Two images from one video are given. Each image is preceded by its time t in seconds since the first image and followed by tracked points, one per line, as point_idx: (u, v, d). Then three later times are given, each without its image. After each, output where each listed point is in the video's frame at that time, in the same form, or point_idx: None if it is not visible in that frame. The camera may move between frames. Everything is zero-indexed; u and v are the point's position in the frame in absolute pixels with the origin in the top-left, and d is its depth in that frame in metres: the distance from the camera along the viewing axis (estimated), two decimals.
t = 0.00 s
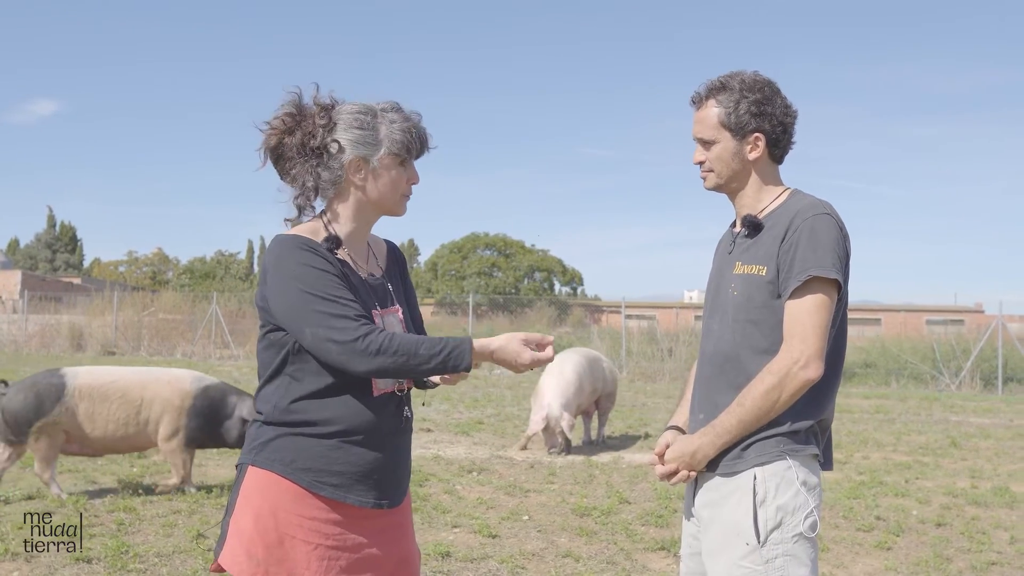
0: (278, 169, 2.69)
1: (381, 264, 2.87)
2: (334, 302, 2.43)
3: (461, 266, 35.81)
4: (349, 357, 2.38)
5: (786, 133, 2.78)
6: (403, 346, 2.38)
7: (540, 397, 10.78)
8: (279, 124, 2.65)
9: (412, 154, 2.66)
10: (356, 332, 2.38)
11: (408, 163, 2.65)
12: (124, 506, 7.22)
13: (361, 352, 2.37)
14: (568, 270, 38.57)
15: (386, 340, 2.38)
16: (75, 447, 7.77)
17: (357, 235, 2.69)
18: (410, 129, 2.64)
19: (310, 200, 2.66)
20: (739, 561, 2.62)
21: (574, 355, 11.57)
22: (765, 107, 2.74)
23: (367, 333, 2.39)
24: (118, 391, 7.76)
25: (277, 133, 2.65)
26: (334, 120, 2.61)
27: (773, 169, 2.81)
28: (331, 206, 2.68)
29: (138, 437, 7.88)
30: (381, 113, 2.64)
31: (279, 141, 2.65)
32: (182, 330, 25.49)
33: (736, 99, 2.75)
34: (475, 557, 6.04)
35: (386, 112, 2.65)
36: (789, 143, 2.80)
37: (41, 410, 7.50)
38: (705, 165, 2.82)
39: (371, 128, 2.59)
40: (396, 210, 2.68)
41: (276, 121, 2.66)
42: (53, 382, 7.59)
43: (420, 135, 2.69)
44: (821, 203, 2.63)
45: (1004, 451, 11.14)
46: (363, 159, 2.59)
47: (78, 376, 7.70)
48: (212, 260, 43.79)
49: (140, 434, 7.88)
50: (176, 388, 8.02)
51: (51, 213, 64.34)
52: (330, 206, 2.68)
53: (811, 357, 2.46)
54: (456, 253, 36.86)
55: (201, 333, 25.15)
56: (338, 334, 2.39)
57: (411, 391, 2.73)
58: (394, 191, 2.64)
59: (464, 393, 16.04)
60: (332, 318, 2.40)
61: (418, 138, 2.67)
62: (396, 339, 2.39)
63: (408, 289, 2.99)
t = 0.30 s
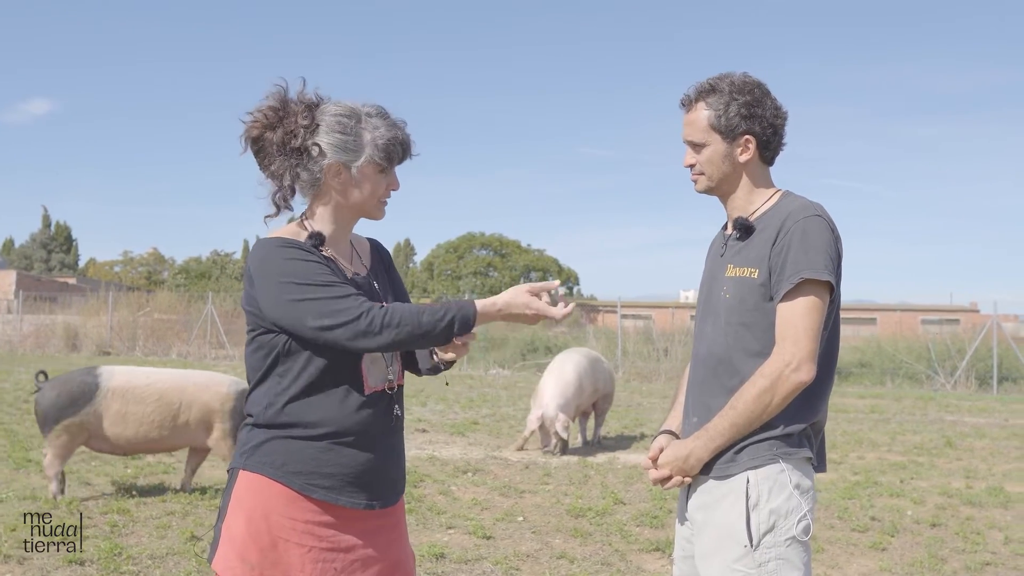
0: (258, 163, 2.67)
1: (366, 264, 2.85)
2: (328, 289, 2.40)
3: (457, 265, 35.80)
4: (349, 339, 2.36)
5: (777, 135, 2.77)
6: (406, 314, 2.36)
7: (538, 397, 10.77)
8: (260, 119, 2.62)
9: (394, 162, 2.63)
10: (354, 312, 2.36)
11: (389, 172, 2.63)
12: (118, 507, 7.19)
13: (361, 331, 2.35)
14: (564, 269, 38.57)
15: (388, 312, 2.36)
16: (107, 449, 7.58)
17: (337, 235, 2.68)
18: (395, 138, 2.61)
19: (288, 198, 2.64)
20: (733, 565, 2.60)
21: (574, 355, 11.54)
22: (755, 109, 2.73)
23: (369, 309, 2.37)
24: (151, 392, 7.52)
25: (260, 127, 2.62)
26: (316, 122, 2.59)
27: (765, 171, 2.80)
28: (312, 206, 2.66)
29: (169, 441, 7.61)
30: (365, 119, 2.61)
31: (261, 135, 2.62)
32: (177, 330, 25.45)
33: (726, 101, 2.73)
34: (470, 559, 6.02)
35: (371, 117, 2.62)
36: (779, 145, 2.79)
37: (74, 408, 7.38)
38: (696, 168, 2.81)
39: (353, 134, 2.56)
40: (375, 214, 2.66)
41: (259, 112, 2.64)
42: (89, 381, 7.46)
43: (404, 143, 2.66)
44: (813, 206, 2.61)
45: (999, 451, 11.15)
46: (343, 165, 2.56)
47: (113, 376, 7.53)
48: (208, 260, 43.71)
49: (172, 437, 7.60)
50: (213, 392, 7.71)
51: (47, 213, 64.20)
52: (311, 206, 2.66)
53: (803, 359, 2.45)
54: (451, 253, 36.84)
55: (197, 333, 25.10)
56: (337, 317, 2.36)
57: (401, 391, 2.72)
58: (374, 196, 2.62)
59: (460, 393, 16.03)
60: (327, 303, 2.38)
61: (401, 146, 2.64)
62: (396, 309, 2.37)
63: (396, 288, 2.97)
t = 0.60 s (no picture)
0: (245, 176, 2.66)
1: (363, 265, 2.83)
2: (319, 306, 2.40)
3: (453, 266, 35.77)
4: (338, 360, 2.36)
5: (771, 135, 2.76)
6: (392, 346, 2.37)
7: (533, 398, 10.79)
8: (241, 129, 2.61)
9: (380, 147, 2.63)
10: (344, 335, 2.36)
11: (376, 157, 2.62)
12: (114, 509, 7.17)
13: (348, 355, 2.35)
14: (561, 270, 38.58)
15: (377, 341, 2.37)
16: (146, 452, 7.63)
17: (334, 234, 2.66)
18: (376, 121, 2.61)
19: (282, 203, 2.64)
20: (728, 566, 2.60)
21: (571, 356, 11.55)
22: (749, 110, 2.72)
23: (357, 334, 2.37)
24: (187, 393, 7.59)
25: (241, 138, 2.61)
26: (296, 121, 2.59)
27: (758, 172, 2.79)
28: (305, 208, 2.65)
29: (207, 440, 7.66)
30: (344, 108, 2.61)
31: (243, 146, 2.61)
32: (174, 330, 25.38)
33: (720, 102, 2.72)
34: (466, 560, 6.02)
35: (349, 107, 2.62)
36: (773, 146, 2.79)
37: (110, 413, 7.41)
38: (690, 170, 2.81)
39: (335, 126, 2.56)
40: (371, 205, 2.65)
41: (239, 127, 2.63)
42: (123, 387, 7.50)
43: (387, 127, 2.66)
44: (807, 206, 2.61)
45: (995, 452, 11.16)
46: (330, 157, 2.55)
47: (146, 381, 7.57)
48: (204, 261, 43.61)
49: (211, 436, 7.65)
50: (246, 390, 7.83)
51: (43, 213, 64.03)
52: (304, 208, 2.65)
53: (798, 360, 2.45)
54: (448, 253, 36.81)
55: (193, 334, 25.04)
56: (326, 338, 2.36)
57: (398, 392, 2.70)
58: (365, 186, 2.61)
59: (456, 394, 16.01)
60: (317, 321, 2.38)
61: (384, 130, 2.64)
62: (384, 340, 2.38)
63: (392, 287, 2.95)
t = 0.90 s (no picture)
0: (235, 185, 2.69)
1: (357, 261, 2.82)
2: (298, 304, 2.39)
3: (451, 266, 35.76)
4: (307, 361, 2.33)
5: (768, 134, 2.77)
6: (363, 353, 2.36)
7: (529, 399, 10.79)
8: (228, 136, 2.64)
9: (364, 136, 2.64)
10: (317, 335, 2.35)
11: (361, 146, 2.63)
12: (112, 508, 7.16)
13: (319, 355, 2.32)
14: (559, 270, 38.59)
15: (352, 344, 2.36)
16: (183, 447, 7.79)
17: (327, 231, 2.65)
18: (357, 112, 2.63)
19: (273, 206, 2.65)
20: (726, 564, 2.59)
21: (564, 356, 11.56)
22: (746, 108, 2.73)
23: (332, 335, 2.36)
24: (226, 391, 7.75)
25: (229, 146, 2.65)
26: (281, 119, 2.62)
27: (756, 170, 2.79)
28: (295, 206, 2.64)
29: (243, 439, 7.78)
30: (326, 103, 2.63)
31: (232, 154, 2.65)
32: (171, 331, 25.34)
33: (717, 101, 2.72)
34: (463, 559, 6.01)
35: (331, 100, 2.64)
36: (771, 144, 2.79)
37: (151, 406, 7.61)
38: (687, 169, 2.80)
39: (317, 118, 2.58)
40: (361, 196, 2.63)
41: (226, 138, 2.66)
42: (166, 381, 7.72)
43: (369, 118, 2.67)
44: (805, 205, 2.61)
45: (992, 451, 11.17)
46: (314, 149, 2.56)
47: (188, 377, 7.76)
48: (202, 261, 43.55)
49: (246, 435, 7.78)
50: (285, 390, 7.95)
51: (41, 213, 63.93)
52: (294, 207, 2.65)
53: (795, 359, 2.45)
54: (446, 253, 36.77)
55: (191, 334, 25.01)
56: (301, 336, 2.35)
57: (396, 390, 2.69)
58: (352, 176, 2.60)
59: (454, 394, 16.01)
60: (293, 319, 2.37)
61: (366, 120, 2.65)
62: (355, 346, 2.36)
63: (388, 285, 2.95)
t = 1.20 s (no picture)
0: (227, 183, 2.69)
1: (348, 257, 2.81)
2: (309, 292, 2.39)
3: (449, 265, 35.75)
4: (324, 345, 2.32)
5: (768, 131, 2.76)
6: (377, 337, 2.38)
7: (527, 397, 10.78)
8: (221, 135, 2.64)
9: (355, 131, 2.63)
10: (333, 321, 2.34)
11: (353, 142, 2.62)
12: (110, 508, 7.15)
13: (335, 339, 2.32)
14: (557, 270, 38.58)
15: (365, 329, 2.37)
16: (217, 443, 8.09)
17: (321, 227, 2.65)
18: (348, 108, 2.62)
19: (267, 206, 2.66)
20: (725, 562, 2.59)
21: (562, 354, 11.56)
22: (746, 105, 2.72)
23: (345, 319, 2.36)
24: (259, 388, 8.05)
25: (222, 145, 2.64)
26: (272, 118, 2.61)
27: (756, 167, 2.79)
28: (287, 203, 2.64)
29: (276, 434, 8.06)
30: (317, 99, 2.62)
31: (224, 153, 2.64)
32: (170, 330, 25.31)
33: (716, 97, 2.72)
34: (462, 558, 6.00)
35: (321, 97, 2.63)
36: (770, 142, 2.79)
37: (188, 404, 7.78)
38: (687, 166, 2.80)
39: (308, 115, 2.57)
40: (353, 193, 2.62)
41: (219, 137, 2.66)
42: (201, 381, 7.90)
43: (359, 114, 2.66)
44: (804, 201, 2.60)
45: (991, 450, 11.17)
46: (305, 145, 2.55)
47: (221, 376, 8.01)
48: (200, 261, 43.53)
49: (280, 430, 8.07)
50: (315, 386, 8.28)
51: (38, 213, 63.86)
52: (286, 203, 2.64)
53: (795, 356, 2.44)
54: (444, 253, 36.74)
55: (189, 334, 24.98)
56: (314, 320, 2.34)
57: (392, 385, 2.69)
58: (344, 171, 2.59)
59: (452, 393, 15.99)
60: (306, 305, 2.36)
61: (357, 116, 2.64)
62: (369, 333, 2.37)
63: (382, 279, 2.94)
